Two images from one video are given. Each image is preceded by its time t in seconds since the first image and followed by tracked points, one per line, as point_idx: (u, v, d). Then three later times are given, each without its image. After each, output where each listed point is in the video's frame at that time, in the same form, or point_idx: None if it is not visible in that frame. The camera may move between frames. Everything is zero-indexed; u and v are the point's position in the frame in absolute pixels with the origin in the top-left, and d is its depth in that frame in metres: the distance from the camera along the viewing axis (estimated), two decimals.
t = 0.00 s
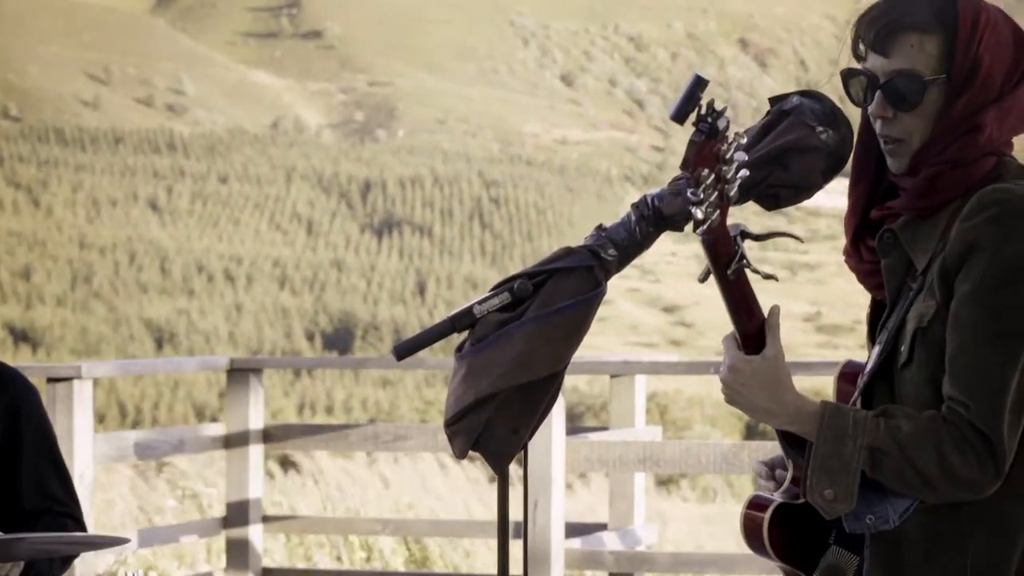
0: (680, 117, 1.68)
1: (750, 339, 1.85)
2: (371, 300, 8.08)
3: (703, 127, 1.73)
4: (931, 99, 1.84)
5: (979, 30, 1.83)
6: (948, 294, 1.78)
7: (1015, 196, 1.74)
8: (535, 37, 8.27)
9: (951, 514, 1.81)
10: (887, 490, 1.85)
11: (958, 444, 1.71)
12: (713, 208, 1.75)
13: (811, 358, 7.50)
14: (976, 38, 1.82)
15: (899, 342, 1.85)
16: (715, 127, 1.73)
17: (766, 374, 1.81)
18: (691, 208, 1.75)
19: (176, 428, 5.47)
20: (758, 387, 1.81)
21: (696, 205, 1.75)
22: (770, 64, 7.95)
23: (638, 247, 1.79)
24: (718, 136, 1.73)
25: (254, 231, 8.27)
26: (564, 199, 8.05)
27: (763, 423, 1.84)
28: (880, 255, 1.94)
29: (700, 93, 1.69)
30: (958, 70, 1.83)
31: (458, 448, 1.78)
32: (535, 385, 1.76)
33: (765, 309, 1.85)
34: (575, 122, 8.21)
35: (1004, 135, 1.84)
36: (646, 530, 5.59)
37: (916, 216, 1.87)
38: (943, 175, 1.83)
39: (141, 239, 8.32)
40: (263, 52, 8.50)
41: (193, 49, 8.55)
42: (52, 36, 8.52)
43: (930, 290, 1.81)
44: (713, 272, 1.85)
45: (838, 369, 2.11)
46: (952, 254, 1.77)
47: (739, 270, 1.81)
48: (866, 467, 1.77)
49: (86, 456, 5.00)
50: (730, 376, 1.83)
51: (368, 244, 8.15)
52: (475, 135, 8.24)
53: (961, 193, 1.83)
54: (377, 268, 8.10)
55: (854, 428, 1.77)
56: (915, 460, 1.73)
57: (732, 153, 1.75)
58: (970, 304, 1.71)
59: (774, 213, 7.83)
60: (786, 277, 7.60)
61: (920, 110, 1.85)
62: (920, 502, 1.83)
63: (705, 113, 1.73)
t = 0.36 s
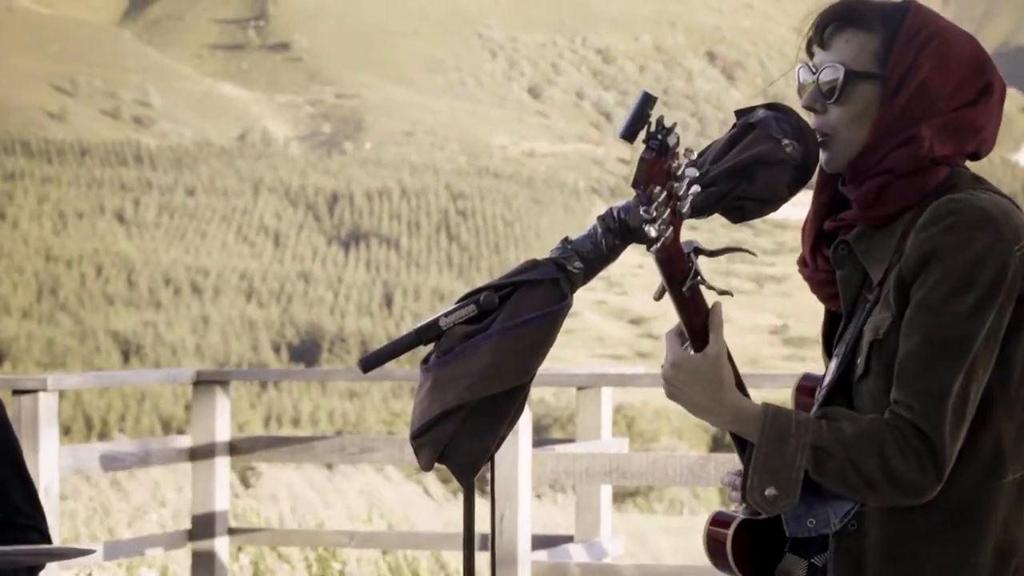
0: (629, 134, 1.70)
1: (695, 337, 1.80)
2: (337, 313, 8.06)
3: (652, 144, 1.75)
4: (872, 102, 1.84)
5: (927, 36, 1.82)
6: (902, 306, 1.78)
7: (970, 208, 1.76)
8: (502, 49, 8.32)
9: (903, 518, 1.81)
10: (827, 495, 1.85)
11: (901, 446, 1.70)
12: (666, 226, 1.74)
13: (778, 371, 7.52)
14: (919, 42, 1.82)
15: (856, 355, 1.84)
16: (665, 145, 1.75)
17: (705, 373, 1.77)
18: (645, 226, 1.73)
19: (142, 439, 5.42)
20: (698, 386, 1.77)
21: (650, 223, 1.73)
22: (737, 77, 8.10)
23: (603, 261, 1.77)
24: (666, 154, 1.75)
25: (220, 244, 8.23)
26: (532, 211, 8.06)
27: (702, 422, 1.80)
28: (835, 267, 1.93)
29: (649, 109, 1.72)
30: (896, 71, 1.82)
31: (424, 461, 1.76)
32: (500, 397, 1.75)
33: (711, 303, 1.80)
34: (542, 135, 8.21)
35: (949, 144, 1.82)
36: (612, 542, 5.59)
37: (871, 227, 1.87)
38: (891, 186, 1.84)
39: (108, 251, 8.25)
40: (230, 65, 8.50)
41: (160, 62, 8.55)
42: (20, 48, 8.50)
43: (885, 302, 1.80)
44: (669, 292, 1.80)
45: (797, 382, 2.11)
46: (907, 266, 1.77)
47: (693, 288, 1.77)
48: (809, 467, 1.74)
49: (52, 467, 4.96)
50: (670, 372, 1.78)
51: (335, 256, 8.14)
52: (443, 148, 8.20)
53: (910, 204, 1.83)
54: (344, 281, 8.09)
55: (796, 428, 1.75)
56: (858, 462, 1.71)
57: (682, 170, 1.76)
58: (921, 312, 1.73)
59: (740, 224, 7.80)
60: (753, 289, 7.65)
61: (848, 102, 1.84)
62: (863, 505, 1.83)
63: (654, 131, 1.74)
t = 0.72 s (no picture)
0: (594, 171, 1.62)
1: (661, 361, 1.74)
2: (305, 327, 8.04)
3: (617, 179, 1.66)
4: (833, 122, 1.77)
5: (887, 56, 1.75)
6: (870, 327, 1.70)
7: (935, 230, 1.69)
8: (469, 64, 8.31)
9: (868, 535, 1.72)
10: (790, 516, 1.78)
11: (865, 468, 1.63)
12: (631, 259, 1.66)
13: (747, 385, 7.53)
14: (878, 60, 1.75)
15: (823, 378, 1.77)
16: (629, 180, 1.66)
17: (674, 397, 1.71)
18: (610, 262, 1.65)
19: (107, 455, 5.32)
20: (661, 408, 1.72)
21: (614, 256, 1.65)
22: (705, 92, 8.17)
23: (570, 276, 1.68)
24: (631, 189, 1.66)
25: (188, 257, 8.21)
26: (499, 226, 8.05)
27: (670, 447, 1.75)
28: (802, 291, 1.86)
29: (613, 146, 1.63)
30: (857, 90, 1.75)
31: (390, 476, 1.66)
32: (461, 415, 1.65)
33: (677, 329, 1.74)
34: (509, 150, 8.22)
35: (913, 165, 1.75)
36: (579, 556, 5.55)
37: (837, 250, 1.80)
38: (856, 209, 1.77)
39: (74, 265, 8.20)
40: (196, 79, 8.52)
41: (127, 75, 8.53)
42: None
43: (853, 324, 1.73)
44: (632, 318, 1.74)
45: (764, 403, 2.04)
46: (872, 288, 1.70)
47: (659, 316, 1.71)
48: (774, 490, 1.68)
49: (17, 482, 4.89)
50: (637, 394, 1.73)
51: (302, 270, 8.13)
52: (410, 162, 8.20)
53: (874, 228, 1.76)
54: (311, 295, 8.06)
55: (761, 452, 1.69)
56: (823, 484, 1.64)
57: (650, 204, 1.67)
58: (887, 334, 1.65)
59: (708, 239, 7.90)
60: (721, 304, 7.68)
61: (807, 122, 1.77)
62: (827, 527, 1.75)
63: (619, 165, 1.66)
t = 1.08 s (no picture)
0: (554, 188, 1.60)
1: (626, 381, 1.70)
2: (271, 346, 8.00)
3: (575, 197, 1.63)
4: (795, 139, 1.76)
5: (843, 75, 1.75)
6: (835, 342, 1.67)
7: (898, 245, 1.65)
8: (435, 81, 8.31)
9: (836, 553, 1.68)
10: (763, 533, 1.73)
11: (833, 481, 1.58)
12: (591, 275, 1.63)
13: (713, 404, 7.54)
14: (840, 77, 1.75)
15: (791, 394, 1.74)
16: (588, 197, 1.63)
17: (638, 415, 1.66)
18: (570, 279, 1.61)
19: (73, 473, 5.17)
20: (626, 426, 1.67)
21: (575, 273, 1.62)
22: (671, 110, 8.19)
23: (536, 294, 1.64)
24: (591, 206, 1.63)
25: (154, 274, 8.15)
26: (466, 243, 8.04)
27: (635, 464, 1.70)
28: (769, 308, 1.83)
29: (572, 162, 1.61)
30: (816, 108, 1.75)
31: (356, 496, 1.62)
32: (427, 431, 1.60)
33: (639, 347, 1.69)
34: (476, 167, 8.23)
35: (874, 180, 1.73)
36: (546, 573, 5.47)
37: (803, 267, 1.78)
38: (818, 225, 1.74)
39: (40, 283, 8.18)
40: (162, 96, 8.46)
41: (93, 94, 8.52)
42: None
43: (818, 340, 1.70)
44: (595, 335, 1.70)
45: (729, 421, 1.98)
46: (838, 303, 1.66)
47: (622, 333, 1.67)
48: (743, 504, 1.63)
49: None
50: (602, 414, 1.68)
51: (268, 288, 8.10)
52: (376, 180, 8.19)
53: (839, 244, 1.74)
54: (277, 313, 8.04)
55: (729, 466, 1.63)
56: (791, 498, 1.60)
57: (610, 221, 1.64)
58: (853, 348, 1.61)
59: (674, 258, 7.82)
60: (688, 322, 7.68)
61: (769, 140, 1.76)
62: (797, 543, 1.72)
63: (577, 182, 1.63)
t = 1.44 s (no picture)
0: (512, 200, 1.46)
1: (582, 381, 1.58)
2: (232, 355, 7.96)
3: (534, 208, 1.50)
4: (759, 151, 1.74)
5: (806, 89, 1.73)
6: (794, 353, 1.62)
7: (859, 256, 1.59)
8: (398, 90, 8.28)
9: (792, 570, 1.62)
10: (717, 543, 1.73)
11: (785, 490, 1.50)
12: (551, 286, 1.50)
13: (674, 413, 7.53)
14: (803, 89, 1.73)
15: (751, 405, 1.72)
16: (546, 209, 1.50)
17: (594, 423, 1.56)
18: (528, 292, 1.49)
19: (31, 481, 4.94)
20: (577, 430, 1.57)
21: (532, 285, 1.49)
22: (634, 120, 8.11)
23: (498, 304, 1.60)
24: (549, 218, 1.50)
25: (115, 284, 8.19)
26: (428, 252, 8.02)
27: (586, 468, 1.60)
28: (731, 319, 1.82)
29: (531, 174, 1.46)
30: (780, 119, 1.73)
31: (316, 506, 1.56)
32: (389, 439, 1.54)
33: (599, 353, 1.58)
34: (437, 177, 8.20)
35: (839, 194, 1.71)
36: None
37: (766, 279, 1.75)
38: (781, 237, 1.71)
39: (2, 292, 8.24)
40: (123, 105, 8.46)
41: (54, 103, 8.48)
42: None
43: (779, 351, 1.66)
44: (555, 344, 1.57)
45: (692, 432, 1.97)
46: (797, 313, 1.60)
47: (582, 344, 1.55)
48: (691, 511, 1.55)
49: None
50: (554, 417, 1.57)
51: (230, 298, 8.06)
52: (338, 189, 8.18)
53: (800, 256, 1.71)
54: (239, 323, 7.98)
55: (679, 473, 1.55)
56: (741, 507, 1.52)
57: (570, 229, 1.52)
58: (811, 357, 1.54)
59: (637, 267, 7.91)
60: (648, 331, 7.73)
61: (735, 152, 1.74)
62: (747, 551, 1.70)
63: (535, 195, 1.50)
